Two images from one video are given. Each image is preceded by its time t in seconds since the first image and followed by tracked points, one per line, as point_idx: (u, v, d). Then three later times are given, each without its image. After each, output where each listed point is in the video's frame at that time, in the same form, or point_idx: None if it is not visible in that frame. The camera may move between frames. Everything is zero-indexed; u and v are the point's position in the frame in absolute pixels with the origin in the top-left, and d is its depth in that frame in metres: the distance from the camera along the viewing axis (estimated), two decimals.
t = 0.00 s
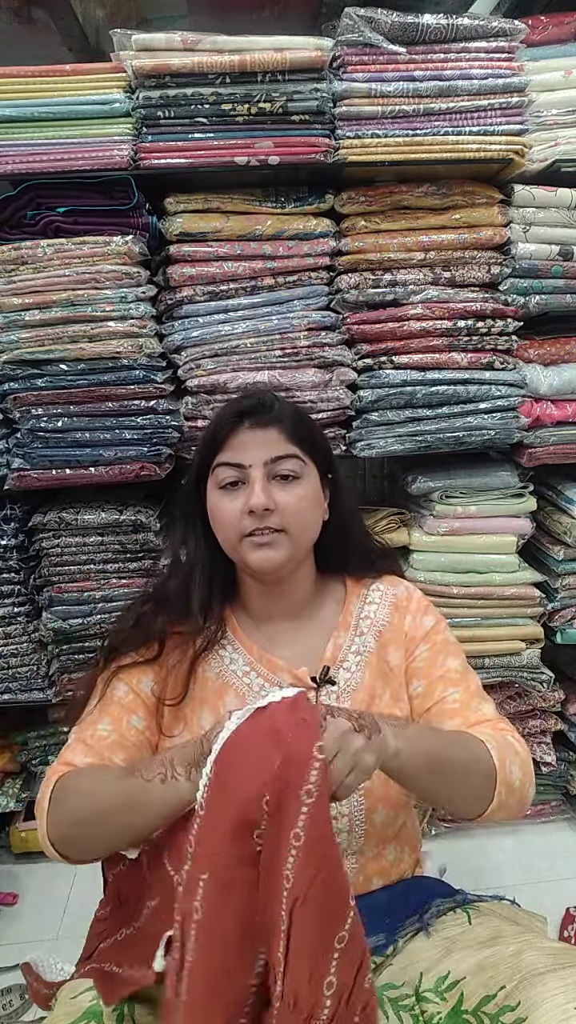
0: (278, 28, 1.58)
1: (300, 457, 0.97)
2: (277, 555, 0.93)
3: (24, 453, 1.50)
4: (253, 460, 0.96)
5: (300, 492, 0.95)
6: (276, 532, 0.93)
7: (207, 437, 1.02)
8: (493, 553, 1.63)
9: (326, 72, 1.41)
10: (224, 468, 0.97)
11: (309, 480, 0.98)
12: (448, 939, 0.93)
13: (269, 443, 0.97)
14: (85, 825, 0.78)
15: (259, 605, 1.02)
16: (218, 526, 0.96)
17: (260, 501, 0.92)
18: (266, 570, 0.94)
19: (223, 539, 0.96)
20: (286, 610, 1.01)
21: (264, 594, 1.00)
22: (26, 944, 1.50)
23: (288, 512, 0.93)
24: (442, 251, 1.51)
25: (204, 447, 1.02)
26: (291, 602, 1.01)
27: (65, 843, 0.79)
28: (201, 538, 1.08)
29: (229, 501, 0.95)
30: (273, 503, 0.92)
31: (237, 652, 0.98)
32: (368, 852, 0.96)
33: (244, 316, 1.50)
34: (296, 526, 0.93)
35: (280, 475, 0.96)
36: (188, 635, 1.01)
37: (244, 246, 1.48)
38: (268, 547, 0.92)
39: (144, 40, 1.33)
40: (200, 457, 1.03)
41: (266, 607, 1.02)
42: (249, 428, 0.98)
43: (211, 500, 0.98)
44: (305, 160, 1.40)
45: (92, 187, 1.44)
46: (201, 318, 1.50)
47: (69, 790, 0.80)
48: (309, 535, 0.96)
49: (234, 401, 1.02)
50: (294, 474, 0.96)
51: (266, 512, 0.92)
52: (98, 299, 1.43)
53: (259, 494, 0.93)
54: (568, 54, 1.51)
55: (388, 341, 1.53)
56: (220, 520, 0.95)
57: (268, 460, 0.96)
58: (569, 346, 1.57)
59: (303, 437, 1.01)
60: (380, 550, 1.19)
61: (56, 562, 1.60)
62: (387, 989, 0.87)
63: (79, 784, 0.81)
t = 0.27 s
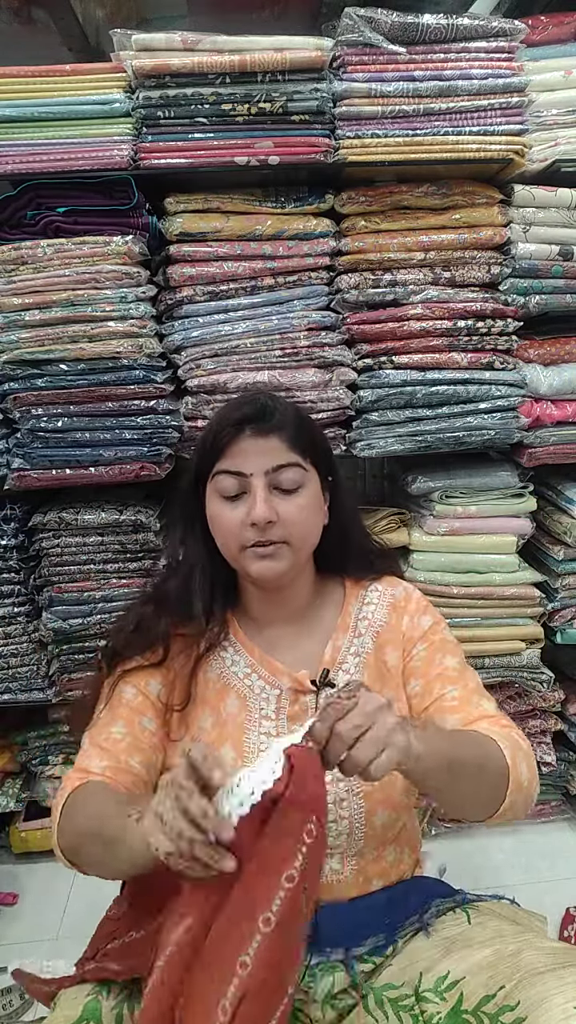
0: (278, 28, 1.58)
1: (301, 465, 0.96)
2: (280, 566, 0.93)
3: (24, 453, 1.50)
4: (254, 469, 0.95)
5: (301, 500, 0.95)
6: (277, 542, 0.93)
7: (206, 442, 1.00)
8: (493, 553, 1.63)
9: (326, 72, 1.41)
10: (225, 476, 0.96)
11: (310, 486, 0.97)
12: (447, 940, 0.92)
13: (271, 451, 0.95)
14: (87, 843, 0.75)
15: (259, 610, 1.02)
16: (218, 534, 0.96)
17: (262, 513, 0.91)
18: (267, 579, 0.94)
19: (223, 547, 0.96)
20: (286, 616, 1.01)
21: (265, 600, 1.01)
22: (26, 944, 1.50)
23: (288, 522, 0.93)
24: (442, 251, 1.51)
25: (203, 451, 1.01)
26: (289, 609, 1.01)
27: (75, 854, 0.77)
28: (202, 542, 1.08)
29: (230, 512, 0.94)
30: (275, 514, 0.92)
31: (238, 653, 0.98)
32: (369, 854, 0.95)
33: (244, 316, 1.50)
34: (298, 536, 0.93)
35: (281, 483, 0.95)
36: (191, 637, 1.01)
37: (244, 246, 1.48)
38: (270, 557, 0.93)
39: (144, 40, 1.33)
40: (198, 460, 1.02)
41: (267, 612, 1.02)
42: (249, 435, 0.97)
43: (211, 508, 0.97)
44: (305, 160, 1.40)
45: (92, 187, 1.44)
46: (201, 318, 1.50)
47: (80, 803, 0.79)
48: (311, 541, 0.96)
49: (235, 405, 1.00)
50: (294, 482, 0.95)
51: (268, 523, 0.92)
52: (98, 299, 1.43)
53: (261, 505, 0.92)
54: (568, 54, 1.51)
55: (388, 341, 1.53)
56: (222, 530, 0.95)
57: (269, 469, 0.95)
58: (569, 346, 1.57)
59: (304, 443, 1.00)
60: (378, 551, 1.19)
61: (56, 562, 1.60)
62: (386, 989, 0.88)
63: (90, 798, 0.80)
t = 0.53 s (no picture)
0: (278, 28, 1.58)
1: (303, 463, 0.96)
2: (284, 564, 0.92)
3: (24, 453, 1.50)
4: (256, 467, 0.94)
5: (303, 499, 0.95)
6: (282, 540, 0.92)
7: (207, 443, 1.00)
8: (493, 553, 1.63)
9: (326, 72, 1.41)
10: (227, 475, 0.95)
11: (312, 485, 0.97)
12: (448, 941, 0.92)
13: (272, 449, 0.95)
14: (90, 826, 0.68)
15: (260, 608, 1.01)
16: (220, 534, 0.94)
17: (267, 510, 0.90)
18: (273, 577, 0.93)
19: (226, 547, 0.95)
20: (289, 614, 1.00)
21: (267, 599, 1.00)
22: (26, 945, 1.50)
23: (293, 519, 0.92)
24: (442, 251, 1.51)
25: (204, 450, 1.01)
26: (292, 608, 1.00)
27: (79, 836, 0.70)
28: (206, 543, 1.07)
29: (233, 510, 0.93)
30: (279, 511, 0.91)
31: (243, 651, 0.98)
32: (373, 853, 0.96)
33: (244, 316, 1.50)
34: (302, 534, 0.93)
35: (284, 481, 0.95)
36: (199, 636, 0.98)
37: (244, 246, 1.48)
38: (274, 555, 0.92)
39: (144, 40, 1.32)
40: (200, 460, 1.02)
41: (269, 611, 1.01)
42: (250, 434, 0.97)
43: (213, 507, 0.96)
44: (306, 160, 1.40)
45: (92, 187, 1.44)
46: (201, 318, 1.50)
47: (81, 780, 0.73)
48: (313, 540, 0.96)
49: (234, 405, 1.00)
50: (297, 480, 0.95)
51: (272, 520, 0.91)
52: (98, 299, 1.43)
53: (265, 502, 0.91)
54: (568, 54, 1.51)
55: (388, 341, 1.53)
56: (224, 529, 0.93)
57: (271, 467, 0.94)
58: (569, 346, 1.57)
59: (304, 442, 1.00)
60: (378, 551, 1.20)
61: (56, 562, 1.60)
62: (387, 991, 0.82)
63: (98, 773, 0.73)
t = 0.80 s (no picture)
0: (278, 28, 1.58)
1: (297, 459, 0.96)
2: (284, 562, 0.92)
3: (24, 452, 1.50)
4: (250, 466, 0.94)
5: (299, 495, 0.94)
6: (281, 538, 0.92)
7: (198, 446, 0.99)
8: (493, 553, 1.63)
9: (326, 72, 1.41)
10: (221, 475, 0.95)
11: (306, 480, 0.97)
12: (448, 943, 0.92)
13: (265, 447, 0.95)
14: (166, 853, 0.75)
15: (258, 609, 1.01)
16: (217, 536, 0.94)
17: (264, 508, 0.90)
18: (274, 576, 0.92)
19: (224, 549, 0.94)
20: (288, 614, 1.00)
21: (266, 599, 0.99)
22: (26, 944, 1.49)
23: (290, 516, 0.92)
24: (442, 251, 1.50)
25: (195, 454, 1.00)
26: (291, 607, 1.00)
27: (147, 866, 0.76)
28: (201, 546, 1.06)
29: (230, 510, 0.93)
30: (276, 508, 0.91)
31: (243, 654, 0.98)
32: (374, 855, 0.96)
33: (244, 316, 1.50)
34: (300, 530, 0.93)
35: (278, 478, 0.94)
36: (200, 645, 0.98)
37: (244, 246, 1.48)
38: (273, 553, 0.91)
39: (144, 40, 1.32)
40: (191, 464, 1.01)
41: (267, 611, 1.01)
42: (242, 433, 0.96)
43: (209, 509, 0.96)
44: (305, 160, 1.40)
45: (92, 187, 1.44)
46: (201, 318, 1.50)
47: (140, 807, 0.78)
48: (311, 536, 0.96)
49: (223, 404, 1.00)
50: (291, 476, 0.95)
51: (269, 518, 0.91)
52: (98, 299, 1.43)
53: (261, 500, 0.91)
54: (568, 54, 1.51)
55: (388, 341, 1.53)
56: (221, 529, 0.93)
57: (265, 465, 0.94)
58: (569, 346, 1.57)
59: (296, 437, 1.00)
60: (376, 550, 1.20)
61: (56, 562, 1.60)
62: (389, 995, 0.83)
63: (153, 800, 0.77)
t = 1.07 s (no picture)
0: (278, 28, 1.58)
1: (289, 457, 0.97)
2: (286, 559, 0.92)
3: (24, 452, 1.50)
4: (246, 463, 0.93)
5: (294, 492, 0.95)
6: (281, 533, 0.91)
7: (188, 448, 0.97)
8: (494, 553, 1.63)
9: (326, 72, 1.41)
10: (217, 475, 0.93)
11: (297, 478, 0.98)
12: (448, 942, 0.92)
13: (258, 445, 0.95)
14: (186, 850, 0.73)
15: (247, 608, 1.01)
16: (215, 535, 0.93)
17: (266, 505, 0.90)
18: (274, 573, 0.92)
19: (223, 548, 0.93)
20: (278, 611, 1.00)
21: (255, 597, 0.99)
22: (26, 945, 1.49)
23: (288, 511, 0.92)
24: (442, 251, 1.50)
25: (184, 458, 0.98)
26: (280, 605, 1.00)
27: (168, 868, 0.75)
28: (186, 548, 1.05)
29: (228, 510, 0.92)
30: (276, 505, 0.91)
31: (231, 654, 0.98)
32: (364, 854, 0.96)
33: (244, 316, 1.50)
34: (299, 527, 0.93)
35: (273, 476, 0.95)
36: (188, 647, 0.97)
37: (243, 246, 1.48)
38: (276, 550, 0.91)
39: (144, 40, 1.32)
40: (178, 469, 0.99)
41: (256, 609, 1.00)
42: (234, 432, 0.96)
43: (204, 510, 0.94)
44: (305, 160, 1.40)
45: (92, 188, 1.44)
46: (201, 318, 1.50)
47: (158, 808, 0.76)
48: (306, 534, 0.96)
49: (209, 405, 0.99)
50: (283, 473, 0.96)
51: (271, 515, 0.90)
52: (98, 299, 1.43)
53: (262, 497, 0.91)
54: (568, 54, 1.51)
55: (388, 341, 1.53)
56: (220, 530, 0.92)
57: (259, 462, 0.94)
58: (569, 346, 1.57)
59: (283, 436, 1.01)
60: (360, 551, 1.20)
61: (56, 562, 1.60)
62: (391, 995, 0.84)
63: (178, 805, 0.76)
